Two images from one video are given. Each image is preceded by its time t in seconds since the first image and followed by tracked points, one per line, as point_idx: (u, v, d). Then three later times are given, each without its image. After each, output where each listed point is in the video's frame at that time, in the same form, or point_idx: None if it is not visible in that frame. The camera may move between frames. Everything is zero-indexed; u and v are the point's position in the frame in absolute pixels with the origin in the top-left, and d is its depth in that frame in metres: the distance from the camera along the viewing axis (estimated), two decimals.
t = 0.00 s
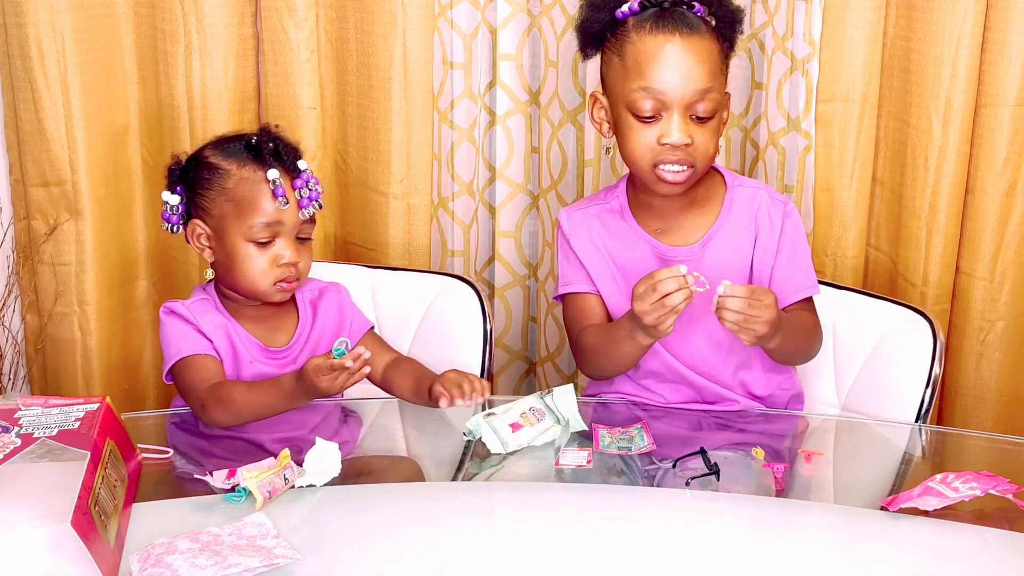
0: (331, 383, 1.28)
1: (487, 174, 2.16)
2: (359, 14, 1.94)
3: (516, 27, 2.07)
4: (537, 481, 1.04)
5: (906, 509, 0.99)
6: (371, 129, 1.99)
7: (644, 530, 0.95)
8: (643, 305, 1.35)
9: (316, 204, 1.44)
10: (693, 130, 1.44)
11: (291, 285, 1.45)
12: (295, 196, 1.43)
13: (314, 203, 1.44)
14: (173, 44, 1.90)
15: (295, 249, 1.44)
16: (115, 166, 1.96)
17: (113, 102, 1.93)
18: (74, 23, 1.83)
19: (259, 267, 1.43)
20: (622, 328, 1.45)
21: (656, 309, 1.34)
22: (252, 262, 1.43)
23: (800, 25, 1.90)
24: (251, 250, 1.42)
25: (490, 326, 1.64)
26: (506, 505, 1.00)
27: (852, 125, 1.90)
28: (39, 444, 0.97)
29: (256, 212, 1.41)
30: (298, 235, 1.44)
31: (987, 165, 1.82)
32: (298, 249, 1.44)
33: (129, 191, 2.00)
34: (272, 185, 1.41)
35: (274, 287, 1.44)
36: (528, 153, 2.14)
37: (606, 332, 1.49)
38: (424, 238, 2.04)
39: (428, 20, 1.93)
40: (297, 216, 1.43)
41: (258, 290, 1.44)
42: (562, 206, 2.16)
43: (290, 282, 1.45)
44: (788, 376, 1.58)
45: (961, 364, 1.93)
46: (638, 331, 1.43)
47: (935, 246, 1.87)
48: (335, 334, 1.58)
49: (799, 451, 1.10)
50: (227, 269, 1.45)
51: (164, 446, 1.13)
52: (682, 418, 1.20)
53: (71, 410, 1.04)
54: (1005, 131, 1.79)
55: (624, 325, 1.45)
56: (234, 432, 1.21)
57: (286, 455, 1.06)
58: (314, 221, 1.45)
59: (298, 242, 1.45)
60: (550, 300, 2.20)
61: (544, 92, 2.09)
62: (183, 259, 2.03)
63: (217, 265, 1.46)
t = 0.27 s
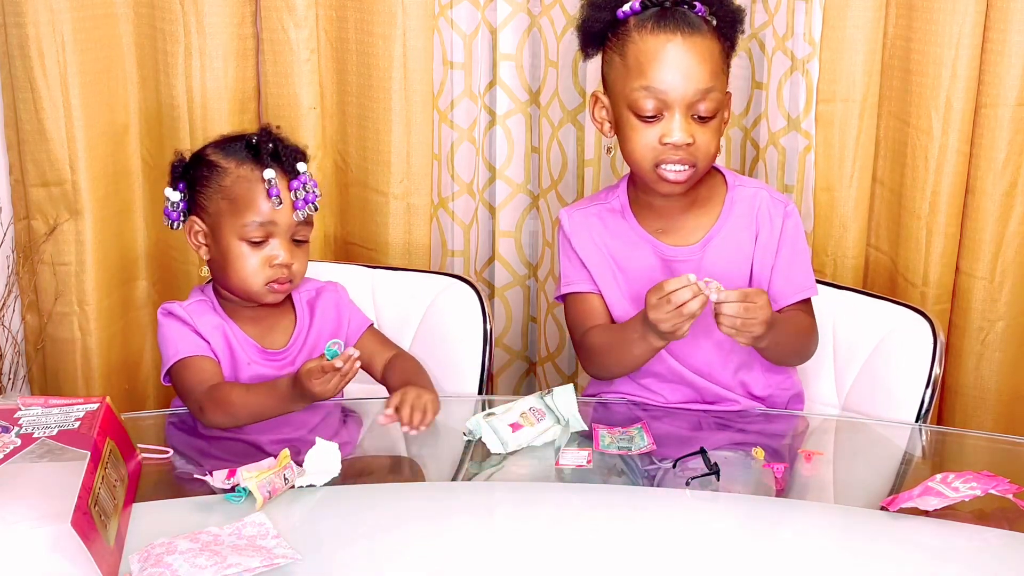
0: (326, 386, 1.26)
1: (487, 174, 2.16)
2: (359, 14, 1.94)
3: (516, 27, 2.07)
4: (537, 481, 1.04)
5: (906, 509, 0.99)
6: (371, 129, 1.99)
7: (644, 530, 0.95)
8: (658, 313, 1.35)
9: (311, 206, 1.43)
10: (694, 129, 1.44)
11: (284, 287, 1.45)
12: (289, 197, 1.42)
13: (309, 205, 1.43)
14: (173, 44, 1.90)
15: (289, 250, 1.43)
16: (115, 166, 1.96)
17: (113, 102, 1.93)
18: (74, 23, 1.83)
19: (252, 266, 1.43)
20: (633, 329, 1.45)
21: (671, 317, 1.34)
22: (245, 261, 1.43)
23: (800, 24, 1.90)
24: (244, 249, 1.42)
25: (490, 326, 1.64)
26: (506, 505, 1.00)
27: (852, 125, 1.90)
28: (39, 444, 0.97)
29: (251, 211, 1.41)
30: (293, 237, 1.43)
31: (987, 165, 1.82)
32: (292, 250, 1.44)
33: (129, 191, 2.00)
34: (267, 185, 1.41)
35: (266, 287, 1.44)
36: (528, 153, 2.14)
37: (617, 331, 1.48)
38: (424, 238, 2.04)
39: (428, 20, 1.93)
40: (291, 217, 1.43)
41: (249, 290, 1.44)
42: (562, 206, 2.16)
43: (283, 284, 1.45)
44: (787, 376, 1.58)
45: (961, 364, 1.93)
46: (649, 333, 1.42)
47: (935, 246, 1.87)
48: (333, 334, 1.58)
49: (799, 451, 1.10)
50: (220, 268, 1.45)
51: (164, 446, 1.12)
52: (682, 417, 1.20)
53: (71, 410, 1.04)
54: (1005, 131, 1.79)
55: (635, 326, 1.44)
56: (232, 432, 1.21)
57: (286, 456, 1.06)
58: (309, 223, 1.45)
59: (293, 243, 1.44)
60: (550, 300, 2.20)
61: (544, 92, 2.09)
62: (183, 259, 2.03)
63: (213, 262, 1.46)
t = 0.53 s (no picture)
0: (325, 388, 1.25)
1: (487, 174, 2.16)
2: (359, 14, 1.94)
3: (516, 27, 2.07)
4: (537, 482, 1.04)
5: (906, 509, 0.99)
6: (372, 129, 1.99)
7: (644, 531, 0.95)
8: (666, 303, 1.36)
9: (309, 203, 1.43)
10: (717, 116, 1.45)
11: (284, 285, 1.45)
12: (288, 195, 1.42)
13: (307, 203, 1.43)
14: (173, 44, 1.90)
15: (288, 248, 1.43)
16: (115, 165, 1.96)
17: (113, 102, 1.93)
18: (74, 23, 1.83)
19: (250, 266, 1.43)
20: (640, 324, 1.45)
21: (679, 308, 1.35)
22: (244, 260, 1.43)
23: (801, 24, 1.90)
24: (243, 248, 1.43)
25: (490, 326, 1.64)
26: (506, 505, 1.00)
27: (852, 125, 1.90)
28: (39, 444, 0.97)
29: (249, 210, 1.41)
30: (292, 235, 1.43)
31: (987, 165, 1.82)
32: (290, 249, 1.44)
33: (129, 191, 2.00)
34: (265, 183, 1.41)
35: (265, 286, 1.44)
36: (528, 153, 2.14)
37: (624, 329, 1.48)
38: (424, 238, 2.04)
39: (428, 20, 1.93)
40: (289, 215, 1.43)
41: (249, 289, 1.44)
42: (562, 205, 2.16)
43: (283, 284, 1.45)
44: (788, 375, 1.58)
45: (961, 364, 1.93)
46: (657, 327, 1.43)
47: (935, 246, 1.87)
48: (333, 334, 1.58)
49: (799, 451, 1.10)
50: (219, 267, 1.45)
51: (164, 447, 1.12)
52: (682, 418, 1.20)
53: (71, 410, 1.04)
54: (1005, 131, 1.79)
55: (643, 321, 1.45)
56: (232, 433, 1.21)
57: (286, 457, 1.06)
58: (308, 221, 1.45)
59: (292, 242, 1.44)
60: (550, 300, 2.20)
61: (544, 92, 2.09)
62: (183, 259, 2.03)
63: (212, 262, 1.46)
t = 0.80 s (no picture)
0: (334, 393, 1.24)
1: (487, 174, 2.16)
2: (359, 14, 1.94)
3: (516, 27, 2.07)
4: (537, 481, 1.04)
5: (906, 509, 0.99)
6: (372, 129, 1.99)
7: (644, 531, 0.95)
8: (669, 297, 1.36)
9: (312, 206, 1.43)
10: (721, 110, 1.45)
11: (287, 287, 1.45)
12: (291, 197, 1.42)
13: (310, 205, 1.43)
14: (173, 44, 1.91)
15: (290, 250, 1.44)
16: (115, 165, 1.96)
17: (113, 102, 1.93)
18: (74, 23, 1.83)
19: (253, 267, 1.43)
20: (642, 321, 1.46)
21: (681, 304, 1.35)
22: (246, 261, 1.43)
23: (801, 24, 1.90)
24: (245, 250, 1.43)
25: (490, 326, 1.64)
26: (506, 505, 1.00)
27: (852, 125, 1.90)
28: (39, 444, 0.97)
29: (252, 211, 1.41)
30: (294, 237, 1.44)
31: (986, 165, 1.82)
32: (292, 251, 1.44)
33: (129, 191, 2.00)
34: (268, 186, 1.41)
35: (267, 287, 1.44)
36: (528, 153, 2.14)
37: (626, 327, 1.48)
38: (424, 238, 2.04)
39: (428, 20, 1.93)
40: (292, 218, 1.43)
41: (250, 290, 1.44)
42: (562, 205, 2.16)
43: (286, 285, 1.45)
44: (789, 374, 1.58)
45: (961, 364, 1.93)
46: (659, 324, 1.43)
47: (935, 246, 1.87)
48: (334, 334, 1.57)
49: (799, 451, 1.10)
50: (221, 268, 1.45)
51: (164, 447, 1.12)
52: (682, 418, 1.20)
53: (71, 410, 1.04)
54: (1004, 131, 1.79)
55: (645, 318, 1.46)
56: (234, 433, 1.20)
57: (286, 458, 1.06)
58: (310, 223, 1.45)
59: (294, 244, 1.44)
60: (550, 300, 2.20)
61: (544, 92, 2.09)
62: (183, 260, 2.03)
63: (214, 263, 1.46)
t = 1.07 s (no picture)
0: (339, 397, 1.24)
1: (487, 174, 2.16)
2: (359, 14, 1.94)
3: (516, 27, 2.07)
4: (537, 481, 1.04)
5: (906, 509, 0.99)
6: (371, 128, 1.99)
7: (644, 531, 0.95)
8: (665, 311, 1.36)
9: (317, 208, 1.43)
10: (709, 118, 1.45)
11: (290, 287, 1.45)
12: (297, 199, 1.42)
13: (316, 207, 1.43)
14: (173, 44, 1.90)
15: (295, 252, 1.44)
16: (115, 166, 1.96)
17: (113, 102, 1.93)
18: (74, 23, 1.83)
19: (258, 268, 1.43)
20: (636, 329, 1.46)
21: (678, 317, 1.35)
22: (252, 262, 1.43)
23: (801, 25, 1.91)
24: (251, 251, 1.43)
25: (490, 326, 1.64)
26: (505, 505, 1.00)
27: (852, 125, 1.90)
28: (39, 444, 0.97)
29: (258, 213, 1.41)
30: (300, 238, 1.44)
31: (986, 165, 1.82)
32: (297, 252, 1.44)
33: (129, 191, 2.00)
34: (274, 188, 1.41)
35: (272, 288, 1.44)
36: (528, 153, 2.14)
37: (620, 331, 1.48)
38: (424, 238, 2.04)
39: (428, 20, 1.93)
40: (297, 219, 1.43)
41: (255, 290, 1.44)
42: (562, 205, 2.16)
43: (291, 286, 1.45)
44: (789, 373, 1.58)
45: (961, 364, 1.92)
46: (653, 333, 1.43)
47: (935, 246, 1.87)
48: (337, 336, 1.57)
49: (799, 451, 1.10)
50: (226, 268, 1.45)
51: (165, 446, 1.12)
52: (682, 417, 1.20)
53: (71, 410, 1.04)
54: (1005, 131, 1.79)
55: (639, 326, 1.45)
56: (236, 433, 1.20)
57: (285, 459, 1.06)
58: (315, 225, 1.45)
59: (299, 245, 1.44)
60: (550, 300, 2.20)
61: (544, 92, 2.09)
62: (183, 260, 2.03)
63: (219, 262, 1.46)
